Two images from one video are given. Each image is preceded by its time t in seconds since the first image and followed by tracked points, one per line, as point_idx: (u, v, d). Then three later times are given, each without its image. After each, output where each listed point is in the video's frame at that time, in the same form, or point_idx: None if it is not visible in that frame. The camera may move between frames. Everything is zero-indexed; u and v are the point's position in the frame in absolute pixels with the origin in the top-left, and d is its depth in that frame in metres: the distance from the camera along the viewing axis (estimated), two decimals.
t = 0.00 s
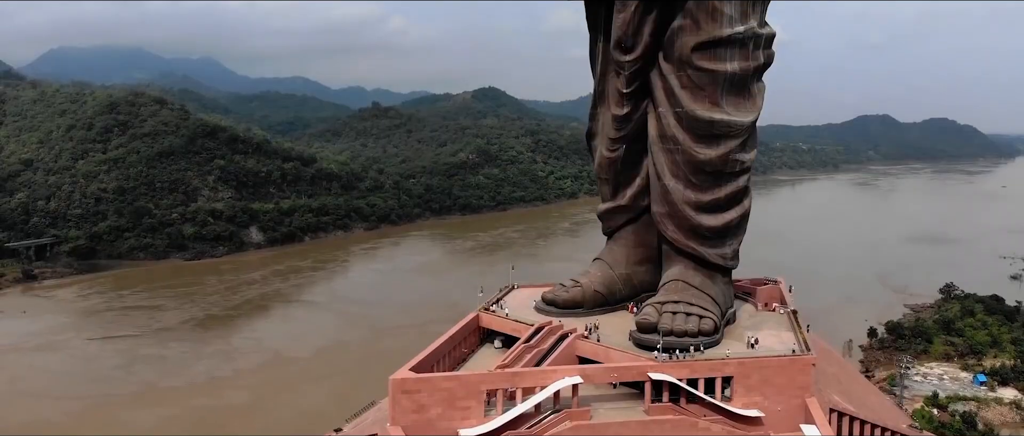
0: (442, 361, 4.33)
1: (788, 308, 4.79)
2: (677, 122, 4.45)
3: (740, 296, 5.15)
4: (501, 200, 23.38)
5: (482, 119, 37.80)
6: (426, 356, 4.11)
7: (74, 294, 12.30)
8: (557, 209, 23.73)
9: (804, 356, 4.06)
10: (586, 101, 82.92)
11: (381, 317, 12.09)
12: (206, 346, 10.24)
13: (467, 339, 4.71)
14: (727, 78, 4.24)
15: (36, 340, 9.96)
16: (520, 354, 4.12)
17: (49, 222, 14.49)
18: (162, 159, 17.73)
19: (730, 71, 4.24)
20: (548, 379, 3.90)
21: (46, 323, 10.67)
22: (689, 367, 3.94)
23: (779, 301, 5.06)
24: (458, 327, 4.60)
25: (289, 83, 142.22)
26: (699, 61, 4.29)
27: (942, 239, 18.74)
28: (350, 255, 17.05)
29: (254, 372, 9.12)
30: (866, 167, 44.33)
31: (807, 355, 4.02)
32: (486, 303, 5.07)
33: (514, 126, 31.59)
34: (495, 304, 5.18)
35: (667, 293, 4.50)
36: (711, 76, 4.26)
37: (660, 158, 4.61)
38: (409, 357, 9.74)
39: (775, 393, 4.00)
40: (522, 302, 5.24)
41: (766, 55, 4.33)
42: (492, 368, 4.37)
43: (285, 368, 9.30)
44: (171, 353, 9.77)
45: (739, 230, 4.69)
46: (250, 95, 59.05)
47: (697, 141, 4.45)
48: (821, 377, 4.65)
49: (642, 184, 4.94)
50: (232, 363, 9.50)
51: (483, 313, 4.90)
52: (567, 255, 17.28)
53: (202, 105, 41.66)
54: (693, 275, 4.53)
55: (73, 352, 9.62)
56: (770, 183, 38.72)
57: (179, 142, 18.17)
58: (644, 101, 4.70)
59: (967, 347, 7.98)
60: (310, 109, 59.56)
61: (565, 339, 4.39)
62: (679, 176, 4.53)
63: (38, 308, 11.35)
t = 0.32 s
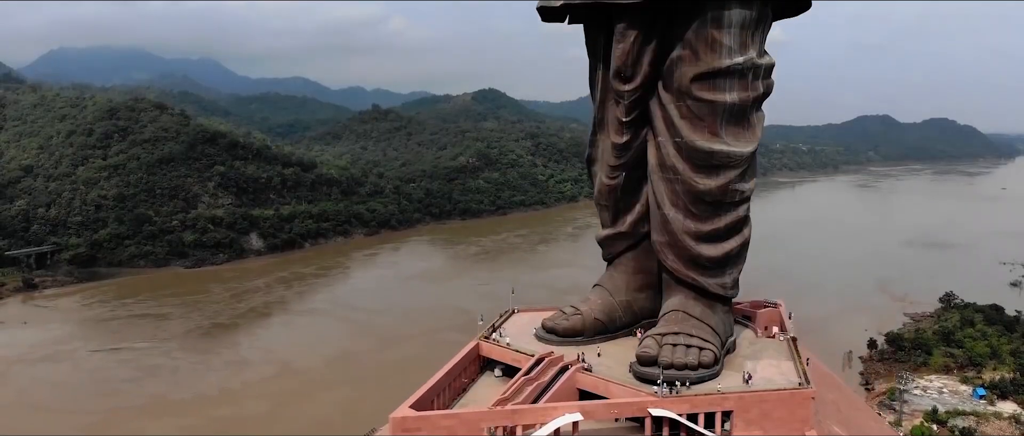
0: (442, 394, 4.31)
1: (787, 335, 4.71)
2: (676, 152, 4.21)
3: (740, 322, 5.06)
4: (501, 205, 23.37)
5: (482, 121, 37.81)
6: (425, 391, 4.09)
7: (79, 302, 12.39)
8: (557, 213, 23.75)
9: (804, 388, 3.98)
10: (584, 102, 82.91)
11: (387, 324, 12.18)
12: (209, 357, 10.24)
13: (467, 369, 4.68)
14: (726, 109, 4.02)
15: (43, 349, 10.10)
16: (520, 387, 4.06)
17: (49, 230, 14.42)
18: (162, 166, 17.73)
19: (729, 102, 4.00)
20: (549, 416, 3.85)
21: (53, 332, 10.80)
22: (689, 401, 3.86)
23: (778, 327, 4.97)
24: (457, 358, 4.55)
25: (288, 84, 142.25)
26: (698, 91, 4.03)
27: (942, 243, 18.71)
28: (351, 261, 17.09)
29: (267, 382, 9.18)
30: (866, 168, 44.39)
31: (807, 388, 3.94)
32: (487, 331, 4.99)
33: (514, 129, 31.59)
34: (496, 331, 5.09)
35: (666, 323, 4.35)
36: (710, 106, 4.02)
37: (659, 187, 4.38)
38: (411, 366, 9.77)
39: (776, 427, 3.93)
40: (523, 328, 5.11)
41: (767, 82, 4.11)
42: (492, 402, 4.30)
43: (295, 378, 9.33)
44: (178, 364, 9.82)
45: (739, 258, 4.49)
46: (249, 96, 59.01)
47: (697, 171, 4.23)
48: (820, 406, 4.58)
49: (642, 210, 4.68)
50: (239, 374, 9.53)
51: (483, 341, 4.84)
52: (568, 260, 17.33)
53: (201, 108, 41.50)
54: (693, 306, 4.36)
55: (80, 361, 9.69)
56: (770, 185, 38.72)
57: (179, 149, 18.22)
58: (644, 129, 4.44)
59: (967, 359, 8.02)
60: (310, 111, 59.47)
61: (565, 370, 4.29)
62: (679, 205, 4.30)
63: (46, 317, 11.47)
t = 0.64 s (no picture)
0: (440, 428, 4.31)
1: (786, 362, 4.61)
2: (677, 182, 3.93)
3: (741, 346, 4.97)
4: (501, 209, 23.41)
5: (482, 124, 37.94)
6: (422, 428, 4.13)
7: (82, 311, 12.47)
8: (557, 217, 23.84)
9: (805, 422, 3.83)
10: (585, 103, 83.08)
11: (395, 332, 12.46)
12: (214, 368, 10.59)
13: (467, 399, 4.62)
14: (727, 140, 3.72)
15: (51, 354, 10.20)
16: (520, 420, 3.94)
17: (50, 237, 13.15)
18: (162, 172, 17.89)
19: (729, 132, 3.71)
20: None
21: (60, 340, 10.92)
22: None
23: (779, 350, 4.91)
24: (457, 390, 4.52)
25: (289, 85, 142.51)
26: (698, 121, 3.75)
27: (940, 251, 18.69)
28: (352, 268, 17.17)
29: (279, 394, 9.46)
30: (866, 170, 44.43)
31: (806, 422, 3.80)
32: (487, 357, 4.87)
33: (514, 132, 31.67)
34: (497, 355, 4.94)
35: (666, 355, 4.14)
36: (710, 136, 3.73)
37: (658, 215, 4.10)
38: (412, 380, 9.95)
39: None
40: (524, 355, 4.95)
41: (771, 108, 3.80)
42: None
43: (306, 389, 9.63)
44: (189, 376, 10.17)
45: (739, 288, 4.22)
46: (250, 99, 59.18)
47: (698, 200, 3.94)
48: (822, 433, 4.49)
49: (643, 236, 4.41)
50: (250, 386, 9.82)
51: (483, 370, 4.72)
52: (568, 266, 17.41)
53: (202, 111, 41.62)
54: (694, 336, 4.13)
55: (91, 371, 9.96)
56: (770, 188, 38.79)
57: (179, 156, 18.44)
58: (644, 156, 4.15)
59: (967, 372, 8.05)
60: (310, 114, 59.61)
61: (565, 402, 4.11)
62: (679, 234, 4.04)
63: (54, 321, 11.60)
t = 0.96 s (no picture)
0: None
1: (786, 390, 4.62)
2: (677, 213, 3.59)
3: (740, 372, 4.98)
4: (501, 215, 23.44)
5: (482, 128, 38.03)
6: None
7: (88, 319, 13.04)
8: (557, 222, 23.89)
9: None
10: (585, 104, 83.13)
11: (399, 338, 12.94)
12: (218, 379, 11.09)
13: (466, 430, 4.54)
14: (726, 174, 3.46)
15: (57, 364, 10.54)
16: None
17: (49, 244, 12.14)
18: (162, 179, 17.83)
19: (728, 164, 3.45)
20: None
21: (65, 350, 11.32)
22: None
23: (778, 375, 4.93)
24: (457, 421, 4.42)
25: (291, 86, 143.05)
26: (697, 154, 3.50)
27: (939, 258, 18.72)
28: (352, 276, 17.31)
29: (288, 407, 9.79)
30: (866, 173, 44.61)
31: None
32: (486, 387, 4.81)
33: (514, 136, 31.69)
34: (496, 384, 4.89)
35: (665, 386, 3.78)
36: (708, 168, 3.47)
37: (658, 245, 3.75)
38: (415, 392, 10.24)
39: None
40: (524, 383, 4.90)
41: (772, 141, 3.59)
42: None
43: (316, 401, 9.97)
44: (195, 385, 10.75)
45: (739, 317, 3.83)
46: (251, 101, 59.29)
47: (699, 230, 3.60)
48: None
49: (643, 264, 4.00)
50: (257, 400, 10.17)
51: (483, 400, 4.66)
52: (566, 271, 17.60)
53: (202, 114, 41.79)
54: (693, 367, 3.77)
55: (102, 382, 10.55)
56: (770, 192, 38.86)
57: (179, 163, 18.56)
58: (643, 184, 3.80)
59: (966, 385, 8.14)
60: (310, 117, 59.80)
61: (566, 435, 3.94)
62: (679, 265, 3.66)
63: (61, 328, 12.03)
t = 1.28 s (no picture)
0: None
1: (785, 417, 4.64)
2: (676, 244, 3.57)
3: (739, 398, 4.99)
4: (501, 220, 23.50)
5: (483, 131, 38.12)
6: None
7: (96, 329, 13.71)
8: (557, 227, 23.94)
9: None
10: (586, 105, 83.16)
11: (409, 348, 13.33)
12: (220, 389, 11.67)
13: None
14: (725, 205, 3.44)
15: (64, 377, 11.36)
16: None
17: (49, 252, 11.60)
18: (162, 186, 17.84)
19: (728, 195, 3.44)
20: None
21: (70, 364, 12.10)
22: None
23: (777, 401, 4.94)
24: None
25: (292, 87, 143.20)
26: (696, 186, 3.48)
27: (940, 266, 18.81)
28: (352, 284, 17.72)
29: (293, 419, 10.29)
30: (866, 176, 44.70)
31: None
32: (485, 415, 4.79)
33: (514, 140, 31.73)
34: (495, 412, 4.87)
35: (665, 420, 3.63)
36: (707, 199, 3.45)
37: (657, 276, 3.71)
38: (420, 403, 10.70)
39: None
40: (524, 411, 4.89)
41: (770, 173, 3.58)
42: None
43: (327, 412, 10.51)
44: (202, 395, 11.38)
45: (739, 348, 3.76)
46: (251, 103, 59.44)
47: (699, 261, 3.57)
48: None
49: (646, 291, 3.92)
50: (264, 411, 10.66)
51: (481, 429, 4.62)
52: (565, 279, 17.73)
53: (202, 116, 41.77)
54: (693, 399, 3.63)
55: (113, 393, 11.33)
56: (770, 195, 38.96)
57: (179, 170, 18.59)
58: (643, 213, 3.77)
59: (965, 398, 8.32)
60: (310, 119, 59.91)
61: None
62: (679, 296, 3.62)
63: (69, 339, 12.75)
